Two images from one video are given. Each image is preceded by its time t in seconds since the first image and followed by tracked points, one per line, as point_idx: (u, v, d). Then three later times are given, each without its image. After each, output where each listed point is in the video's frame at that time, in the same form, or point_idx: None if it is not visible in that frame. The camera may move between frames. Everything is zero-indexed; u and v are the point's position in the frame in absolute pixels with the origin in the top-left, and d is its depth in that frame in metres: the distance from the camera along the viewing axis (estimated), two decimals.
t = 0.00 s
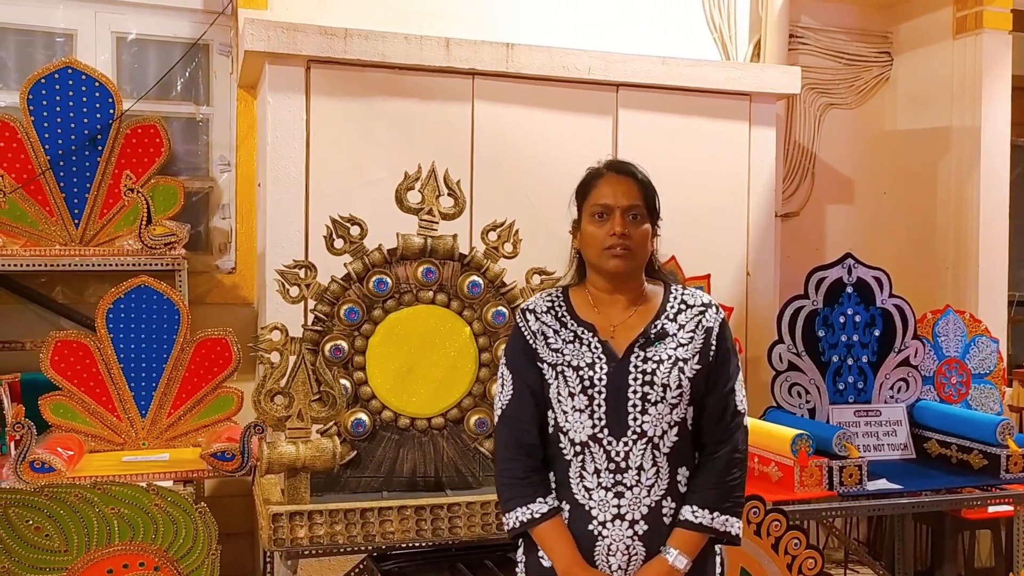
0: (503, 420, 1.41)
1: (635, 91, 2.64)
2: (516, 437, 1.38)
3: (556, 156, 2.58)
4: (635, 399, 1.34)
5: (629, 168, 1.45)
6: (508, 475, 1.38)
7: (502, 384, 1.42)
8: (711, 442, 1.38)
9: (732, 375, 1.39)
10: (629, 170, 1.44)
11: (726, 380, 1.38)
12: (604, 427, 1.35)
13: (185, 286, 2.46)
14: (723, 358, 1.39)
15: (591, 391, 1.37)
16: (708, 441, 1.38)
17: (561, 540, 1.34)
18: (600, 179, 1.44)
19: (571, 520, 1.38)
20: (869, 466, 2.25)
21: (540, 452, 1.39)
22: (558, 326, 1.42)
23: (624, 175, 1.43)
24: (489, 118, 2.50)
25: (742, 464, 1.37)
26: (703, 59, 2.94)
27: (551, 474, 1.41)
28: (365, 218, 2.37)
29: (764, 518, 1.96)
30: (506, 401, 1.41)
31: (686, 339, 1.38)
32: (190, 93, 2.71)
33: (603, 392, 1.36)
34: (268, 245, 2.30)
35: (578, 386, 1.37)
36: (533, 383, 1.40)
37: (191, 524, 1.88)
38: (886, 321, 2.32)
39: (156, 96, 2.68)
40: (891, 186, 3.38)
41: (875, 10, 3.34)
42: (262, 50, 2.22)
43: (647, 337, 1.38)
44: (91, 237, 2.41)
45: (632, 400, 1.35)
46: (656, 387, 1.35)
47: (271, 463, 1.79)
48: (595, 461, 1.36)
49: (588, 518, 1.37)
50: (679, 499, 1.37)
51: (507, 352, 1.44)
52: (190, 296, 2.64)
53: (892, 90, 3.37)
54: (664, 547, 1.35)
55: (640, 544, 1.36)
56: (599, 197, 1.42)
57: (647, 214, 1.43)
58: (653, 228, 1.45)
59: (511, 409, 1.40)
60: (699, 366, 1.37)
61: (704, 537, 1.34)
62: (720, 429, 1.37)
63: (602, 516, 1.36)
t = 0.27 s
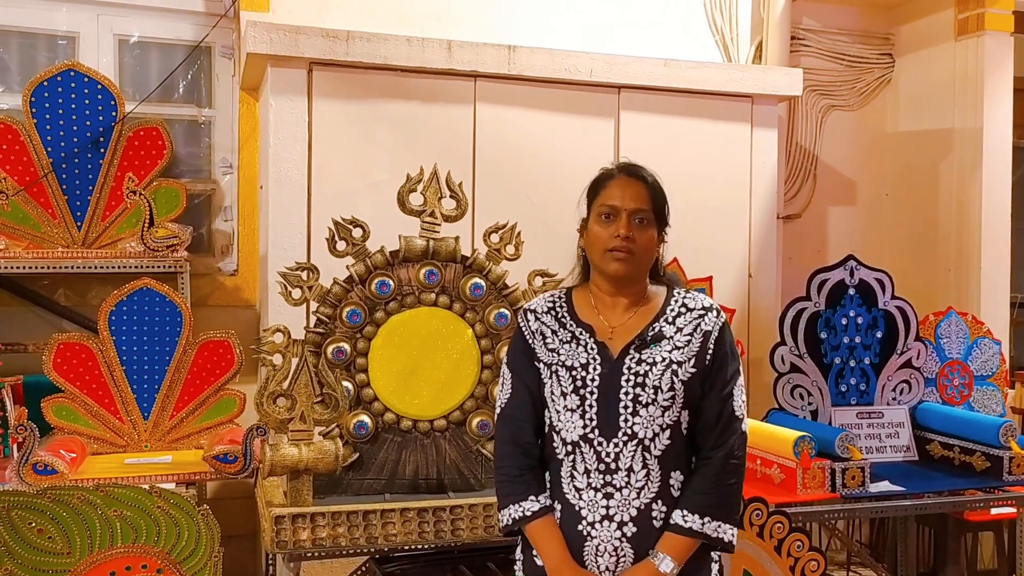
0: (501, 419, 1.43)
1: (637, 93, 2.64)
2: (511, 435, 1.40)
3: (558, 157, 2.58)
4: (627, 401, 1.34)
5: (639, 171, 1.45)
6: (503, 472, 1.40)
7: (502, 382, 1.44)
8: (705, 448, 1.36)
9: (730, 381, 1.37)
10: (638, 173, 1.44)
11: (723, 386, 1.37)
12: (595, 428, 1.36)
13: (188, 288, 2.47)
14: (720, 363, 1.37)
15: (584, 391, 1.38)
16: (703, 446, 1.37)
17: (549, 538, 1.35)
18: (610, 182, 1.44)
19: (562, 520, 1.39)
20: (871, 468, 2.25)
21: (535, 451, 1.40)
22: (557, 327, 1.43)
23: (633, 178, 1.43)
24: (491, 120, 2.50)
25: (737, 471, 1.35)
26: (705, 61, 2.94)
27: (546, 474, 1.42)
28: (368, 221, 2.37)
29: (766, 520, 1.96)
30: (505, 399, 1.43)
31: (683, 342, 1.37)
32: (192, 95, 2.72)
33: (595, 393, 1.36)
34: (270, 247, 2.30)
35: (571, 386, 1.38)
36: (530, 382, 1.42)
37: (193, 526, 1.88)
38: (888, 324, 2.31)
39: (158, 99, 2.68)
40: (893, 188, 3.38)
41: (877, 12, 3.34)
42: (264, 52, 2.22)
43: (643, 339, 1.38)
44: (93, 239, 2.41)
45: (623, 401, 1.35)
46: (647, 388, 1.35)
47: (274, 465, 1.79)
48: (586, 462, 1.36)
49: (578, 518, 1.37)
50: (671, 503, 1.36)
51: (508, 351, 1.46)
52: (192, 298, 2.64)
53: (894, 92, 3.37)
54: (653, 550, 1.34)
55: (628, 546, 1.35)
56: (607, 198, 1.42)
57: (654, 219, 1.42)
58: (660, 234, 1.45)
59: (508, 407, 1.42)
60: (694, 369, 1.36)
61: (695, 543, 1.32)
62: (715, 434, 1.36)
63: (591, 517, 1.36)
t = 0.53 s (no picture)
0: (505, 413, 1.45)
1: (638, 91, 2.64)
2: (514, 429, 1.42)
3: (559, 156, 2.58)
4: (628, 400, 1.35)
5: (640, 168, 1.45)
6: (504, 465, 1.42)
7: (508, 376, 1.46)
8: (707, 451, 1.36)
9: (735, 386, 1.37)
10: (639, 169, 1.44)
11: (728, 389, 1.36)
12: (596, 425, 1.36)
13: (189, 286, 2.47)
14: (725, 366, 1.37)
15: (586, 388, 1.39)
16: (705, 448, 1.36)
17: (546, 532, 1.37)
18: (611, 178, 1.45)
19: (560, 517, 1.40)
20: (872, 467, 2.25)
21: (536, 446, 1.42)
22: (564, 323, 1.44)
23: (633, 174, 1.44)
24: (493, 118, 2.50)
25: (738, 476, 1.34)
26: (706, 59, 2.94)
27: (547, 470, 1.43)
28: (369, 219, 2.37)
29: (768, 519, 1.97)
30: (509, 393, 1.45)
31: (688, 343, 1.37)
32: (194, 94, 2.72)
33: (596, 390, 1.37)
34: (272, 246, 2.30)
35: (573, 382, 1.39)
36: (535, 377, 1.43)
37: (195, 524, 1.88)
38: (890, 323, 2.31)
39: (159, 98, 2.68)
40: (895, 187, 3.38)
41: (879, 10, 3.34)
42: (266, 51, 2.22)
43: (648, 339, 1.38)
44: (94, 238, 2.41)
45: (624, 401, 1.35)
46: (649, 388, 1.35)
47: (275, 464, 1.79)
48: (585, 459, 1.37)
49: (575, 515, 1.38)
50: (669, 505, 1.36)
51: (515, 345, 1.48)
52: (194, 296, 2.65)
53: (895, 90, 3.37)
54: (649, 552, 1.34)
55: (625, 545, 1.35)
56: (607, 194, 1.44)
57: (653, 214, 1.42)
58: (662, 230, 1.44)
59: (512, 401, 1.44)
60: (697, 371, 1.36)
61: (692, 546, 1.32)
62: (717, 437, 1.35)
63: (588, 515, 1.36)
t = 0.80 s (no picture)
0: (513, 408, 1.57)
1: (639, 88, 2.64)
2: (520, 424, 1.54)
3: (560, 153, 2.58)
4: (629, 398, 1.45)
5: (630, 164, 1.51)
6: (510, 459, 1.54)
7: (515, 373, 1.59)
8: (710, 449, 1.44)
9: (739, 387, 1.44)
10: (627, 165, 1.50)
11: (732, 391, 1.44)
12: (597, 422, 1.47)
13: (190, 282, 2.47)
14: (729, 368, 1.44)
15: (587, 385, 1.49)
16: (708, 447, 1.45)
17: (547, 526, 1.48)
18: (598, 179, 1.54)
19: (562, 511, 1.51)
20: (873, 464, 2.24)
21: (540, 441, 1.54)
22: (569, 321, 1.55)
23: (621, 171, 1.50)
24: (494, 114, 2.50)
25: (739, 476, 1.42)
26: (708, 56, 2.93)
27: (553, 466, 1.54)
28: (370, 216, 2.37)
29: (767, 515, 2.03)
30: (516, 390, 1.57)
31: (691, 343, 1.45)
32: (194, 89, 2.71)
33: (597, 388, 1.48)
34: (272, 242, 2.30)
35: (575, 379, 1.50)
36: (541, 374, 1.56)
37: (196, 520, 1.88)
38: (890, 319, 2.31)
39: (159, 92, 2.67)
40: (895, 184, 3.38)
41: (880, 8, 3.34)
42: (266, 46, 2.22)
43: (652, 337, 1.47)
44: (94, 233, 2.40)
45: (625, 399, 1.45)
46: (650, 387, 1.44)
47: (277, 459, 1.80)
48: (586, 455, 1.48)
49: (576, 511, 1.48)
50: (670, 503, 1.45)
51: (524, 344, 1.61)
52: (194, 292, 2.65)
53: (894, 89, 3.39)
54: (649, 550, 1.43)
55: (625, 542, 1.44)
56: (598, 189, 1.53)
57: (631, 208, 1.47)
58: (645, 223, 1.48)
59: (519, 396, 1.56)
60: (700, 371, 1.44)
61: (691, 545, 1.40)
62: (720, 437, 1.44)
63: (589, 510, 1.47)
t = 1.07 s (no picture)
0: (513, 403, 1.57)
1: (638, 86, 2.63)
2: (517, 419, 1.53)
3: (559, 151, 2.57)
4: (623, 393, 1.42)
5: (624, 163, 1.51)
6: (508, 456, 1.53)
7: (518, 369, 1.59)
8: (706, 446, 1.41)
9: (738, 380, 1.40)
10: (622, 164, 1.51)
11: (730, 384, 1.39)
12: (592, 417, 1.45)
13: (187, 279, 2.46)
14: (726, 362, 1.41)
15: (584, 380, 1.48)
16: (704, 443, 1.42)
17: (543, 523, 1.46)
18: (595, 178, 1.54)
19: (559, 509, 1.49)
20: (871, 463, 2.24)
21: (539, 438, 1.52)
22: (571, 316, 1.54)
23: (616, 170, 1.50)
24: (492, 112, 2.49)
25: (735, 473, 1.38)
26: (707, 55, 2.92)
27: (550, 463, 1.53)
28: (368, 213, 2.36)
29: (766, 514, 1.97)
30: (517, 385, 1.57)
31: (688, 337, 1.43)
32: (192, 86, 2.70)
33: (593, 382, 1.46)
34: (269, 239, 2.29)
35: (571, 374, 1.49)
36: (540, 370, 1.55)
37: (193, 518, 1.88)
38: (888, 318, 2.31)
39: (157, 89, 2.67)
40: (894, 183, 3.38)
41: (879, 7, 3.33)
42: (264, 43, 2.21)
43: (649, 332, 1.45)
44: (92, 230, 2.40)
45: (620, 394, 1.43)
46: (644, 381, 1.42)
47: (274, 457, 1.79)
48: (581, 451, 1.46)
49: (571, 508, 1.46)
50: (665, 501, 1.41)
51: (528, 340, 1.60)
52: (193, 289, 2.65)
53: (893, 88, 3.37)
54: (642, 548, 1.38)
55: (618, 539, 1.42)
56: (593, 191, 1.52)
57: (631, 206, 1.47)
58: (647, 221, 1.48)
59: (519, 392, 1.56)
60: (696, 365, 1.42)
61: (685, 543, 1.37)
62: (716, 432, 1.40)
63: (582, 507, 1.45)
